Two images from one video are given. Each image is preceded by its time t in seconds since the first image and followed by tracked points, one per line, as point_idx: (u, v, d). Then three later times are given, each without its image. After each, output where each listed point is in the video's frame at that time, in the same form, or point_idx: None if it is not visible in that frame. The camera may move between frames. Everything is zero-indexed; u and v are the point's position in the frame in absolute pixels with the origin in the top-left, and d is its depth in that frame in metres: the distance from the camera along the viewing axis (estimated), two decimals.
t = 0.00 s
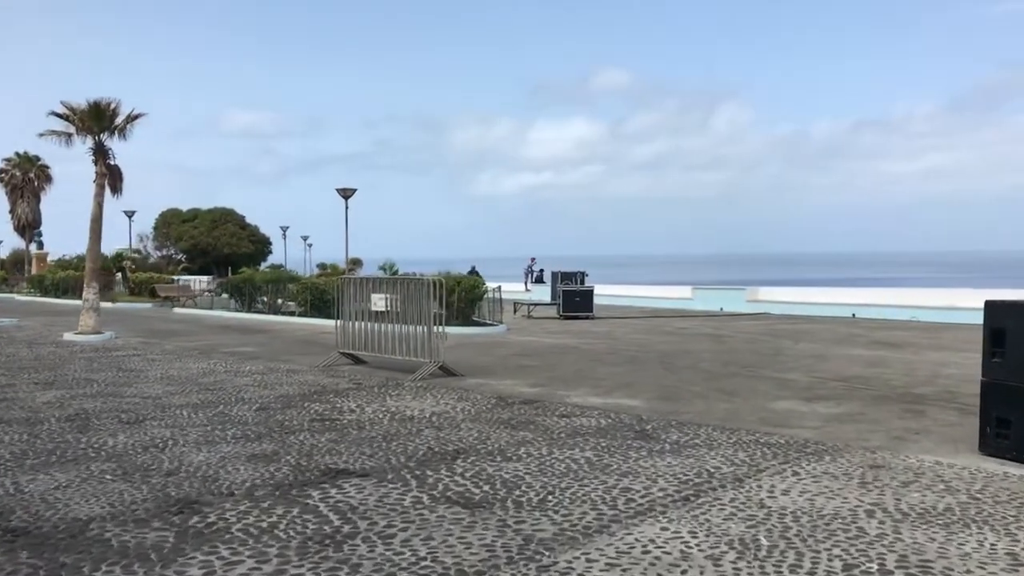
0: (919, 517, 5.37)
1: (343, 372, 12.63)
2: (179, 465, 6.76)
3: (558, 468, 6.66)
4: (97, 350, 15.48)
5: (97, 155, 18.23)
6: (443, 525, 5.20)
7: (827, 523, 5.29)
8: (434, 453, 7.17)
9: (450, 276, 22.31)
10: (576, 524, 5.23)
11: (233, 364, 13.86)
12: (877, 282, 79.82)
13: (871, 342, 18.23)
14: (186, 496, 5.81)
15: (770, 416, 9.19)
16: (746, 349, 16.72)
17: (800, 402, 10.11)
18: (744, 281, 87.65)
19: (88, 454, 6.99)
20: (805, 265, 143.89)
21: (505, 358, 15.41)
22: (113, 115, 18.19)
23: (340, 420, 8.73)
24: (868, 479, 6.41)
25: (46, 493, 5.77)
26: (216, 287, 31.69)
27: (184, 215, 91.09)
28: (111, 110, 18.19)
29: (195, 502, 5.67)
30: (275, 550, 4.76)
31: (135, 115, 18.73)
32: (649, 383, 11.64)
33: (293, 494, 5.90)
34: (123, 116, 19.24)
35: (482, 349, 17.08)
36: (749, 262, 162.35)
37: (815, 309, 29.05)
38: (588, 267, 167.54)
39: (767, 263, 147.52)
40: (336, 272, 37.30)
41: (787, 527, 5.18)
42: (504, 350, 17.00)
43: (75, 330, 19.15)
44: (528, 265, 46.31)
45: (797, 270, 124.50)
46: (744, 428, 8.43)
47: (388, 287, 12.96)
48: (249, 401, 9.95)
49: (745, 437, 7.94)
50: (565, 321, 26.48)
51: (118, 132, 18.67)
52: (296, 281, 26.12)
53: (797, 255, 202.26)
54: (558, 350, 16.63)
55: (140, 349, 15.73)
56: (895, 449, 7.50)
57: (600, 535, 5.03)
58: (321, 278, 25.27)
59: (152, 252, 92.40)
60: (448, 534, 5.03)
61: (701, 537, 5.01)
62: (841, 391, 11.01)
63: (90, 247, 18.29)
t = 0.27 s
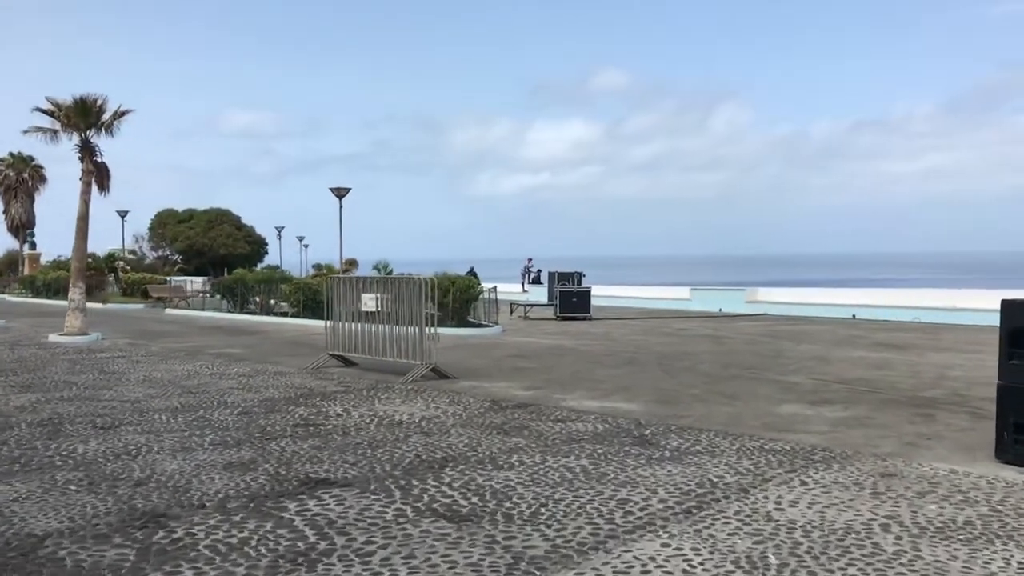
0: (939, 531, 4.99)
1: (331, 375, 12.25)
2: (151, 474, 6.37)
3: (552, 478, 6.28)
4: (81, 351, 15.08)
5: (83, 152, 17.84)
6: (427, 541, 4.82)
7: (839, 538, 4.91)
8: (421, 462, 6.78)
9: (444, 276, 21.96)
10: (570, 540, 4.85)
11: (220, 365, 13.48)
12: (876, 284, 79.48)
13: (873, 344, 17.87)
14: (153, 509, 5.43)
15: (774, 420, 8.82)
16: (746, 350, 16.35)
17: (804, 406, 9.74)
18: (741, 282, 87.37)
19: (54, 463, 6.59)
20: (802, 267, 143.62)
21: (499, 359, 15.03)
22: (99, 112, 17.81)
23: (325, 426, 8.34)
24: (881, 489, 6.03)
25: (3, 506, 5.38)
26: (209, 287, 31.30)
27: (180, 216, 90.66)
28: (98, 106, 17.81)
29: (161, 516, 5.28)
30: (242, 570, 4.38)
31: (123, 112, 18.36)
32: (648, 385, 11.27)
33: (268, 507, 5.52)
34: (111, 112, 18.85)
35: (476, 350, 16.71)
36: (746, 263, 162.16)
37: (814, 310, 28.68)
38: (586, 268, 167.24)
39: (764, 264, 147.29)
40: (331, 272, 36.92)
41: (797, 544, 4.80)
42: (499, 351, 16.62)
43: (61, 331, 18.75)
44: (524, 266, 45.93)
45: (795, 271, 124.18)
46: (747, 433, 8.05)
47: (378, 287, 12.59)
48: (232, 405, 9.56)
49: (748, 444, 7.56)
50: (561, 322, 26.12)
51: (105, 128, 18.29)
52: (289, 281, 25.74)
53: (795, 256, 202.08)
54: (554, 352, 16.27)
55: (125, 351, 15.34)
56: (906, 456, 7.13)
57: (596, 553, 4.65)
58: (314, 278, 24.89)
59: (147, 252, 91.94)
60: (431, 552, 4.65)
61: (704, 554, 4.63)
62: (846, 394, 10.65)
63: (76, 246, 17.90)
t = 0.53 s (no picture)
0: (955, 555, 4.63)
1: (316, 381, 11.87)
2: (113, 490, 5.98)
3: (540, 494, 5.90)
4: (60, 356, 14.66)
5: (65, 151, 17.42)
6: (402, 568, 4.44)
7: (849, 563, 4.54)
8: (402, 476, 6.40)
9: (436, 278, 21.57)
10: (558, 566, 4.48)
11: (201, 370, 13.07)
12: (871, 286, 79.27)
13: (871, 347, 17.52)
14: (110, 531, 5.04)
15: (774, 429, 8.45)
16: (743, 354, 15.98)
17: (805, 413, 9.38)
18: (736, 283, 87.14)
19: (11, 478, 6.19)
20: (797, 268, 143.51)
21: (490, 364, 14.64)
22: (81, 110, 17.40)
23: (304, 437, 7.95)
24: (890, 506, 5.66)
25: None
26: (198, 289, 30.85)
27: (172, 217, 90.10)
28: (80, 104, 17.40)
29: (117, 539, 4.89)
30: None
31: (106, 110, 17.94)
32: (642, 391, 10.89)
33: (234, 528, 5.13)
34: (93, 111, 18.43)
35: (467, 354, 16.32)
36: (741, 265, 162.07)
37: (811, 312, 28.34)
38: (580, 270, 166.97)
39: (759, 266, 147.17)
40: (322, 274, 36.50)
41: (803, 570, 4.43)
42: (490, 355, 16.23)
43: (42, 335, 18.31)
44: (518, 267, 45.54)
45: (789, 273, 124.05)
46: (746, 444, 7.68)
47: (365, 289, 12.20)
48: (208, 413, 9.16)
49: (748, 455, 7.19)
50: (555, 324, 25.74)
51: (88, 127, 17.87)
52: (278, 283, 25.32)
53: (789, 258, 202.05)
54: (547, 356, 15.89)
55: (105, 355, 14.91)
56: (914, 469, 6.76)
57: None
58: (303, 280, 24.48)
59: (139, 254, 91.35)
60: None
61: None
62: (846, 400, 10.28)
63: (57, 248, 17.47)
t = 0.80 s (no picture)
0: None
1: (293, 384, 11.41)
2: (59, 504, 5.52)
3: (522, 508, 5.48)
4: (29, 357, 14.15)
5: (37, 147, 16.91)
6: None
7: None
8: (373, 488, 5.96)
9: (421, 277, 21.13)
10: None
11: (175, 373, 12.59)
12: (861, 286, 79.28)
13: (864, 348, 17.16)
14: (46, 552, 4.58)
15: (769, 434, 8.04)
16: (734, 355, 15.62)
17: (801, 417, 9.00)
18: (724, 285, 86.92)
19: None
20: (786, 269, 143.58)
21: (475, 365, 14.21)
22: (55, 104, 16.90)
23: (274, 444, 7.50)
24: (897, 519, 5.26)
25: None
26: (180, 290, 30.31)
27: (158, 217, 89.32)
28: (53, 98, 16.90)
29: (53, 561, 4.44)
30: None
31: (80, 104, 17.45)
32: (631, 394, 10.48)
33: (185, 548, 4.69)
34: (68, 105, 17.92)
35: (452, 355, 15.89)
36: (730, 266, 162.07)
37: (802, 313, 28.03)
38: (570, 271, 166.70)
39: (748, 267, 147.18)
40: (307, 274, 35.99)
41: None
42: (475, 356, 15.80)
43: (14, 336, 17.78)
44: (507, 267, 45.11)
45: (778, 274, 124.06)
46: (742, 450, 7.27)
47: (343, 289, 11.75)
48: (175, 419, 8.71)
49: (743, 463, 6.78)
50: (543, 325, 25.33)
51: (62, 122, 17.37)
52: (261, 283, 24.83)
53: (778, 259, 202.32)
54: (534, 357, 15.48)
55: (77, 357, 14.42)
56: (919, 477, 6.36)
57: None
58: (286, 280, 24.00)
59: (125, 254, 90.52)
60: None
61: None
62: (843, 403, 9.90)
63: (30, 247, 16.95)
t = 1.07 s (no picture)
0: None
1: (274, 394, 10.98)
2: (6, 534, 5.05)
3: (510, 537, 5.05)
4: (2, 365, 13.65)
5: (13, 146, 16.41)
6: None
7: None
8: (350, 514, 5.52)
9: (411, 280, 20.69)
10: None
11: (152, 381, 12.13)
12: (853, 287, 79.17)
13: (864, 353, 16.79)
14: None
15: (773, 450, 7.64)
16: (732, 361, 15.23)
17: (805, 430, 8.60)
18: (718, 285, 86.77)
19: None
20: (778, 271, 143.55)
21: (464, 373, 13.78)
22: (31, 103, 16.41)
23: (248, 462, 7.05)
24: (917, 549, 4.85)
25: None
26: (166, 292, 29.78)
27: (147, 219, 88.62)
28: (30, 97, 16.40)
29: None
30: None
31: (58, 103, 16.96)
32: (627, 405, 10.07)
33: None
34: (45, 104, 17.43)
35: (442, 362, 15.46)
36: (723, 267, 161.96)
37: (797, 316, 27.68)
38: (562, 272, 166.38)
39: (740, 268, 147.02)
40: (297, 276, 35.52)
41: None
42: (465, 363, 15.37)
43: None
44: (499, 269, 44.69)
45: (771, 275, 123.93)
46: (745, 469, 6.86)
47: (327, 294, 11.31)
48: (146, 433, 8.24)
49: (746, 484, 6.37)
50: (535, 329, 24.92)
51: (39, 121, 16.88)
52: (247, 286, 24.34)
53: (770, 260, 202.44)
54: (526, 363, 15.06)
55: (52, 365, 13.91)
56: (936, 499, 5.96)
57: None
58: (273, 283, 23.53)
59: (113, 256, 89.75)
60: None
61: None
62: (847, 415, 9.50)
63: (5, 249, 16.44)
